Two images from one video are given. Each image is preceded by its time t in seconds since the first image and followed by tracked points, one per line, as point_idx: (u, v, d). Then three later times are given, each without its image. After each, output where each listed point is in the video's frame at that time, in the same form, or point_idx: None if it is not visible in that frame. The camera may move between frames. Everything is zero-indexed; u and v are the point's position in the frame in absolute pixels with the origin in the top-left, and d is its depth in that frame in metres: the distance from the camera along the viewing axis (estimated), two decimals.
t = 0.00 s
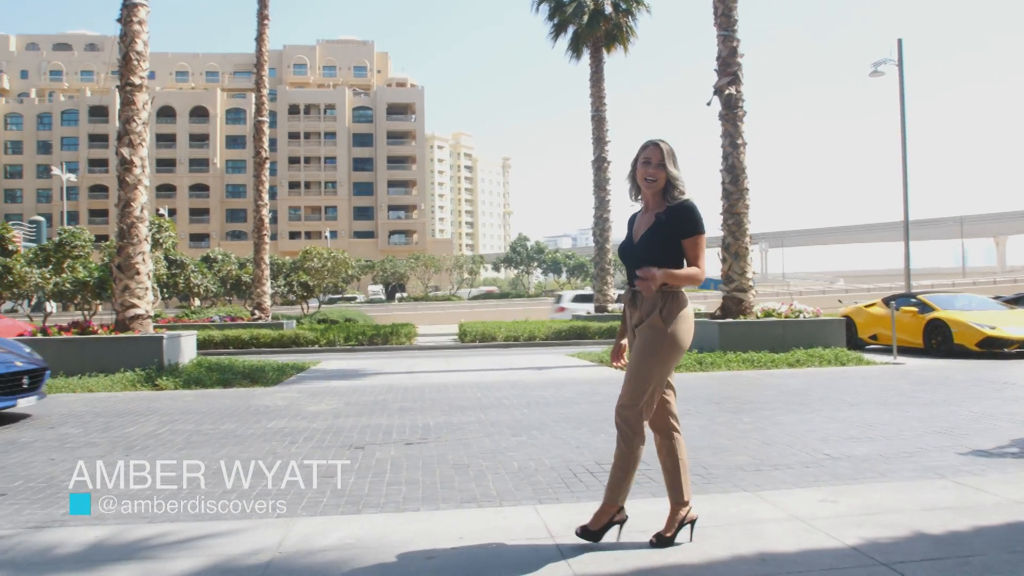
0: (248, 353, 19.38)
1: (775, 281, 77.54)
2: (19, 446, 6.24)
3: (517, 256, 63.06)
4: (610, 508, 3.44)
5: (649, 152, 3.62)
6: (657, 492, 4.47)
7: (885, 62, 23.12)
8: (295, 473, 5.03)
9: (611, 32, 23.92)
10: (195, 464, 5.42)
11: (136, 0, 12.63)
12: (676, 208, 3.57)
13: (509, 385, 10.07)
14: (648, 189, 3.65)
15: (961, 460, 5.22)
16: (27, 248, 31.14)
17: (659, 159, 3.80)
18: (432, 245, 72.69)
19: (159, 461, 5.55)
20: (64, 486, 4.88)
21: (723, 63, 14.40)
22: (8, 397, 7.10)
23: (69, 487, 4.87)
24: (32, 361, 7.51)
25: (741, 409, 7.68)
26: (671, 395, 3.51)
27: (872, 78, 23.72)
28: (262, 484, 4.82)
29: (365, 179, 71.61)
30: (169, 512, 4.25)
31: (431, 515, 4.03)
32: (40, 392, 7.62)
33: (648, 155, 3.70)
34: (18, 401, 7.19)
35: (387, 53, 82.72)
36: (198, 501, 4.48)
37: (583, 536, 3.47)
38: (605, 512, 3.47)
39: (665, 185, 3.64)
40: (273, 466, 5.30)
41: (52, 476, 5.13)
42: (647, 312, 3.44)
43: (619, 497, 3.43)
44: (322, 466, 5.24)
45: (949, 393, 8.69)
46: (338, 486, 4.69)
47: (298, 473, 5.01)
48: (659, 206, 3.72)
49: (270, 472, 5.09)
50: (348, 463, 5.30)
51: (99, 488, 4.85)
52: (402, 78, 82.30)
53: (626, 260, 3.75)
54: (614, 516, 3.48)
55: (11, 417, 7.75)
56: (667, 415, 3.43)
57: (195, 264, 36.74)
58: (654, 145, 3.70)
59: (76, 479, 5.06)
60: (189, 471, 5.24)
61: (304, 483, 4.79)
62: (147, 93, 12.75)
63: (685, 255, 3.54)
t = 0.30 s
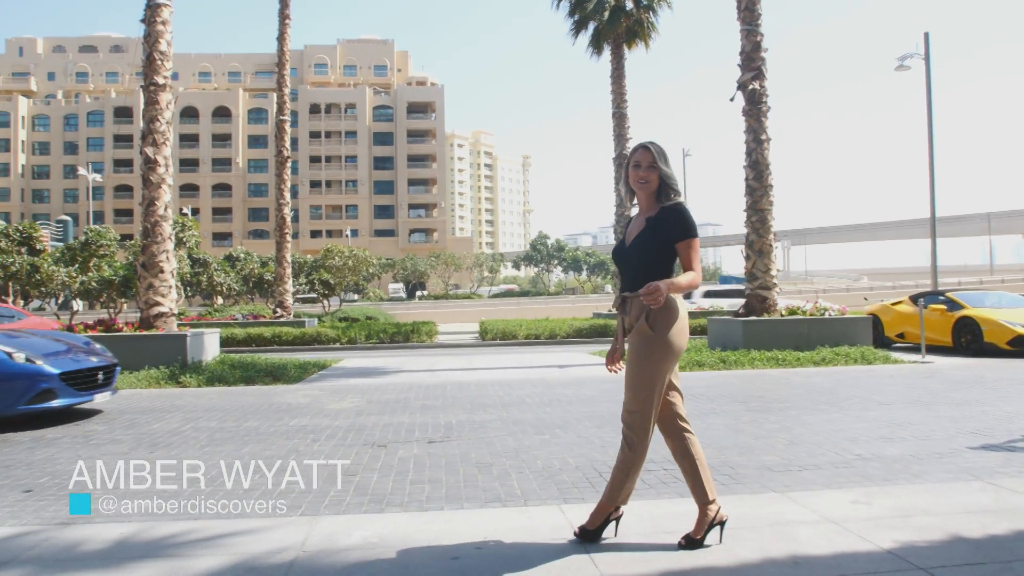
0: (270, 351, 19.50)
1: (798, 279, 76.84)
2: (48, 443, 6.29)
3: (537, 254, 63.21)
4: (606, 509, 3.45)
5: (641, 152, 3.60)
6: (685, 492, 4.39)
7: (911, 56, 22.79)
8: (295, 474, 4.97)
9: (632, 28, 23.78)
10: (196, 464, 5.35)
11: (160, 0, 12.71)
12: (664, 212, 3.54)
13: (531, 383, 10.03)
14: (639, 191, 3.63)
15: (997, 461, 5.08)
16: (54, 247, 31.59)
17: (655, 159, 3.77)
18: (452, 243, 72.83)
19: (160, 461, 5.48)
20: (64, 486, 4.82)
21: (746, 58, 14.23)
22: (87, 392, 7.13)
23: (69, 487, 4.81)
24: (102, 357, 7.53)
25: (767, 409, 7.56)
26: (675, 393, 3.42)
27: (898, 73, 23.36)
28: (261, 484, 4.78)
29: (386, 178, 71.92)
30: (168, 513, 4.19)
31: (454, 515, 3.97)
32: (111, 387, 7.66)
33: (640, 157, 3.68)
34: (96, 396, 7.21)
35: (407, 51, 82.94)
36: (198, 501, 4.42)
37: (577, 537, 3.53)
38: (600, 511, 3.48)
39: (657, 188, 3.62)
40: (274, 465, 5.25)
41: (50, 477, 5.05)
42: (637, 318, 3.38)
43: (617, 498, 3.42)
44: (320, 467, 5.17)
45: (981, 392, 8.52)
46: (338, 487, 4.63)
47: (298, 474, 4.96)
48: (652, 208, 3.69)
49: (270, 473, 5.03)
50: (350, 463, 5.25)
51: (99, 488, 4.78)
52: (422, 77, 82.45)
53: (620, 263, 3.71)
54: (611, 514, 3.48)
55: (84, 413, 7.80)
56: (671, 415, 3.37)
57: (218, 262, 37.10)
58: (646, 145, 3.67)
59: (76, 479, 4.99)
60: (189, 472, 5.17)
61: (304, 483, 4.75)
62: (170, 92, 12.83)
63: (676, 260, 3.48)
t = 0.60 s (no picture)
0: (291, 349, 19.60)
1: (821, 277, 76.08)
2: (73, 440, 6.31)
3: (557, 252, 63.25)
4: (632, 509, 3.43)
5: (627, 150, 3.64)
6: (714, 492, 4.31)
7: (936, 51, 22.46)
8: (295, 473, 4.94)
9: (653, 24, 23.61)
10: (196, 464, 5.27)
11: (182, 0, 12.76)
12: (646, 208, 3.56)
13: (553, 381, 9.98)
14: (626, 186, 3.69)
15: None
16: (79, 246, 31.95)
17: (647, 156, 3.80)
18: (471, 241, 72.88)
19: (159, 461, 5.40)
20: (64, 486, 4.75)
21: (770, 52, 14.05)
22: (158, 388, 7.17)
23: (69, 486, 4.75)
24: (169, 352, 7.56)
25: (794, 408, 7.44)
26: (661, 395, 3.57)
27: (924, 67, 22.99)
28: (261, 484, 4.74)
29: (405, 176, 72.13)
30: (171, 512, 4.15)
31: (477, 515, 3.92)
32: (177, 382, 7.70)
33: (627, 154, 3.74)
34: (166, 392, 7.26)
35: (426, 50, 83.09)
36: (200, 501, 4.38)
37: (607, 540, 3.47)
38: (626, 513, 3.46)
39: (643, 185, 3.66)
40: (273, 465, 5.20)
41: (48, 477, 4.97)
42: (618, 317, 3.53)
43: (640, 496, 3.42)
44: (323, 466, 5.13)
45: (1012, 391, 8.34)
46: (341, 486, 4.58)
47: (299, 473, 4.92)
48: (637, 204, 3.74)
49: (271, 473, 4.98)
50: (350, 462, 5.21)
51: (99, 488, 4.71)
52: (440, 75, 82.51)
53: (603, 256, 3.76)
54: (637, 513, 3.46)
55: (150, 410, 7.86)
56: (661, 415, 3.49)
57: (239, 260, 37.35)
58: (633, 142, 3.71)
59: (76, 479, 4.92)
60: (189, 471, 5.10)
61: (306, 483, 4.70)
62: (193, 91, 12.89)
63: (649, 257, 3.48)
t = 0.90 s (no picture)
0: (310, 347, 19.67)
1: (841, 275, 75.31)
2: (99, 438, 6.34)
3: (574, 251, 63.07)
4: (663, 510, 3.39)
5: (617, 146, 3.73)
6: (745, 493, 4.23)
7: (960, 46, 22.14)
8: (295, 473, 4.91)
9: (672, 21, 23.46)
10: (196, 464, 5.25)
11: None
12: (637, 200, 3.59)
13: (574, 379, 9.93)
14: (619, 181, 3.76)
15: None
16: (101, 245, 32.24)
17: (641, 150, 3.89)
18: (488, 240, 72.85)
19: (159, 461, 5.37)
20: (63, 486, 4.71)
21: (792, 48, 13.89)
22: (221, 385, 7.25)
23: (69, 487, 4.71)
24: (229, 348, 7.65)
25: (820, 408, 7.35)
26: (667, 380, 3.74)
27: (948, 62, 22.67)
28: (259, 485, 4.71)
29: (422, 175, 72.25)
30: (171, 513, 4.12)
31: (502, 516, 3.86)
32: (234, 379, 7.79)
33: (617, 149, 3.82)
34: (229, 390, 7.35)
35: (442, 49, 83.17)
36: (199, 501, 4.36)
37: (638, 542, 3.41)
38: (657, 514, 3.42)
39: (633, 177, 3.73)
40: (273, 465, 5.18)
41: (47, 477, 4.93)
42: (627, 311, 3.56)
43: (671, 495, 3.40)
44: (324, 466, 5.10)
45: None
46: (345, 487, 4.56)
47: (299, 473, 4.90)
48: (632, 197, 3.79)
49: (270, 473, 4.95)
50: (347, 463, 5.18)
51: (99, 487, 4.68)
52: (457, 74, 82.56)
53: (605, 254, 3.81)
54: (668, 514, 3.42)
55: (212, 406, 7.93)
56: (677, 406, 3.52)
57: (258, 259, 37.54)
58: (622, 137, 3.79)
59: (76, 479, 4.88)
60: (189, 471, 5.07)
61: (306, 483, 4.68)
62: (213, 91, 12.93)
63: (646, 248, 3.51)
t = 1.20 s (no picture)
0: (325, 345, 19.72)
1: (857, 274, 74.77)
2: (118, 435, 6.39)
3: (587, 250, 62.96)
4: (691, 508, 3.34)
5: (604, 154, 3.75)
6: (771, 494, 4.17)
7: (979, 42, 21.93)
8: (295, 473, 4.89)
9: (687, 18, 23.34)
10: (195, 464, 5.22)
11: None
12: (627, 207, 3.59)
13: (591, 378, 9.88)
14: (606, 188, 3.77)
15: None
16: (117, 243, 32.46)
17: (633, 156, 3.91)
18: (501, 238, 72.83)
19: (159, 461, 5.34)
20: (63, 486, 4.69)
21: (811, 44, 13.77)
22: (277, 382, 7.27)
23: (69, 486, 4.68)
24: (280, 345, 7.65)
25: (841, 407, 7.27)
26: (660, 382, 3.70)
27: (967, 58, 22.42)
28: (259, 485, 4.68)
29: (435, 174, 72.34)
30: (170, 513, 4.11)
31: (525, 517, 3.83)
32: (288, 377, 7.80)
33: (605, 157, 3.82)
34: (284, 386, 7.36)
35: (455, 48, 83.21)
36: (197, 501, 4.35)
37: (667, 544, 3.35)
38: (685, 514, 3.36)
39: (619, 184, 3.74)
40: (272, 465, 5.15)
41: (46, 477, 4.90)
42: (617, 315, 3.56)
43: (695, 493, 3.35)
44: (325, 465, 5.08)
45: None
46: (347, 486, 4.54)
47: (298, 474, 4.88)
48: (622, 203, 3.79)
49: (270, 473, 4.93)
50: (346, 463, 5.16)
51: (98, 487, 4.65)
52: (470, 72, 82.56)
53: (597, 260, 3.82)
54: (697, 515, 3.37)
55: (266, 404, 7.93)
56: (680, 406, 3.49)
57: (272, 258, 37.68)
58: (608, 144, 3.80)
59: (75, 479, 4.85)
60: (189, 471, 5.05)
61: (305, 483, 4.65)
62: (230, 89, 12.95)
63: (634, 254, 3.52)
